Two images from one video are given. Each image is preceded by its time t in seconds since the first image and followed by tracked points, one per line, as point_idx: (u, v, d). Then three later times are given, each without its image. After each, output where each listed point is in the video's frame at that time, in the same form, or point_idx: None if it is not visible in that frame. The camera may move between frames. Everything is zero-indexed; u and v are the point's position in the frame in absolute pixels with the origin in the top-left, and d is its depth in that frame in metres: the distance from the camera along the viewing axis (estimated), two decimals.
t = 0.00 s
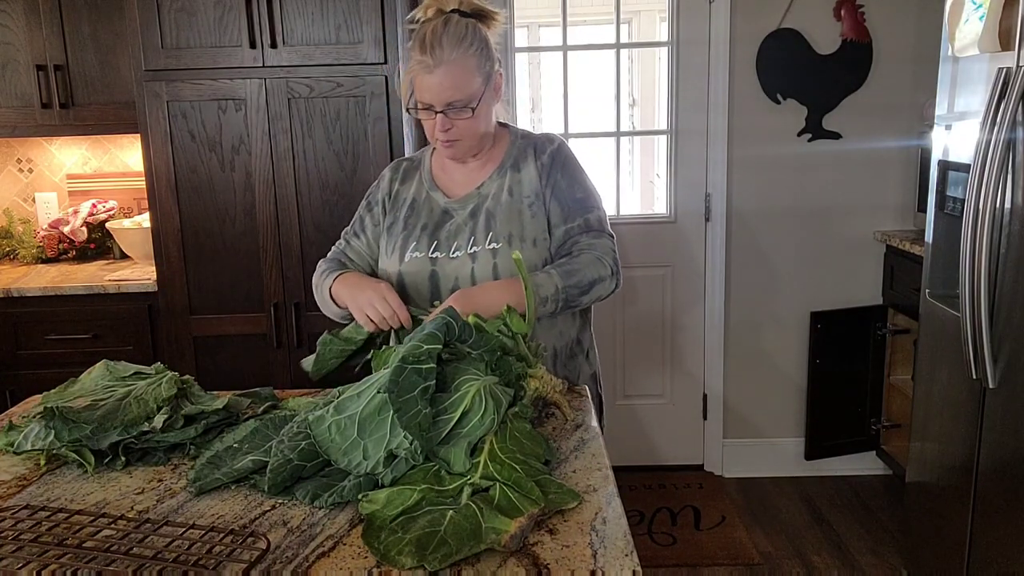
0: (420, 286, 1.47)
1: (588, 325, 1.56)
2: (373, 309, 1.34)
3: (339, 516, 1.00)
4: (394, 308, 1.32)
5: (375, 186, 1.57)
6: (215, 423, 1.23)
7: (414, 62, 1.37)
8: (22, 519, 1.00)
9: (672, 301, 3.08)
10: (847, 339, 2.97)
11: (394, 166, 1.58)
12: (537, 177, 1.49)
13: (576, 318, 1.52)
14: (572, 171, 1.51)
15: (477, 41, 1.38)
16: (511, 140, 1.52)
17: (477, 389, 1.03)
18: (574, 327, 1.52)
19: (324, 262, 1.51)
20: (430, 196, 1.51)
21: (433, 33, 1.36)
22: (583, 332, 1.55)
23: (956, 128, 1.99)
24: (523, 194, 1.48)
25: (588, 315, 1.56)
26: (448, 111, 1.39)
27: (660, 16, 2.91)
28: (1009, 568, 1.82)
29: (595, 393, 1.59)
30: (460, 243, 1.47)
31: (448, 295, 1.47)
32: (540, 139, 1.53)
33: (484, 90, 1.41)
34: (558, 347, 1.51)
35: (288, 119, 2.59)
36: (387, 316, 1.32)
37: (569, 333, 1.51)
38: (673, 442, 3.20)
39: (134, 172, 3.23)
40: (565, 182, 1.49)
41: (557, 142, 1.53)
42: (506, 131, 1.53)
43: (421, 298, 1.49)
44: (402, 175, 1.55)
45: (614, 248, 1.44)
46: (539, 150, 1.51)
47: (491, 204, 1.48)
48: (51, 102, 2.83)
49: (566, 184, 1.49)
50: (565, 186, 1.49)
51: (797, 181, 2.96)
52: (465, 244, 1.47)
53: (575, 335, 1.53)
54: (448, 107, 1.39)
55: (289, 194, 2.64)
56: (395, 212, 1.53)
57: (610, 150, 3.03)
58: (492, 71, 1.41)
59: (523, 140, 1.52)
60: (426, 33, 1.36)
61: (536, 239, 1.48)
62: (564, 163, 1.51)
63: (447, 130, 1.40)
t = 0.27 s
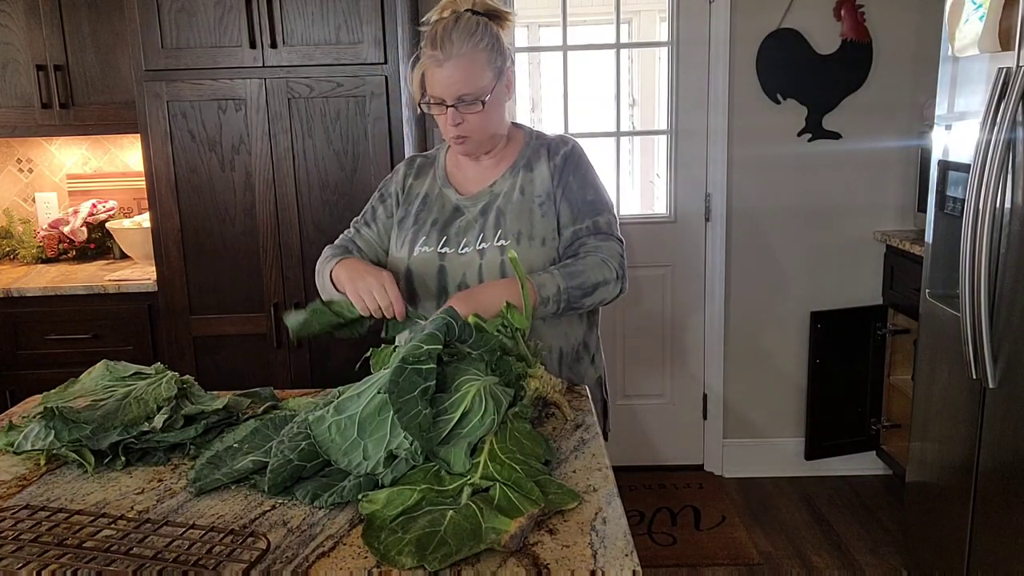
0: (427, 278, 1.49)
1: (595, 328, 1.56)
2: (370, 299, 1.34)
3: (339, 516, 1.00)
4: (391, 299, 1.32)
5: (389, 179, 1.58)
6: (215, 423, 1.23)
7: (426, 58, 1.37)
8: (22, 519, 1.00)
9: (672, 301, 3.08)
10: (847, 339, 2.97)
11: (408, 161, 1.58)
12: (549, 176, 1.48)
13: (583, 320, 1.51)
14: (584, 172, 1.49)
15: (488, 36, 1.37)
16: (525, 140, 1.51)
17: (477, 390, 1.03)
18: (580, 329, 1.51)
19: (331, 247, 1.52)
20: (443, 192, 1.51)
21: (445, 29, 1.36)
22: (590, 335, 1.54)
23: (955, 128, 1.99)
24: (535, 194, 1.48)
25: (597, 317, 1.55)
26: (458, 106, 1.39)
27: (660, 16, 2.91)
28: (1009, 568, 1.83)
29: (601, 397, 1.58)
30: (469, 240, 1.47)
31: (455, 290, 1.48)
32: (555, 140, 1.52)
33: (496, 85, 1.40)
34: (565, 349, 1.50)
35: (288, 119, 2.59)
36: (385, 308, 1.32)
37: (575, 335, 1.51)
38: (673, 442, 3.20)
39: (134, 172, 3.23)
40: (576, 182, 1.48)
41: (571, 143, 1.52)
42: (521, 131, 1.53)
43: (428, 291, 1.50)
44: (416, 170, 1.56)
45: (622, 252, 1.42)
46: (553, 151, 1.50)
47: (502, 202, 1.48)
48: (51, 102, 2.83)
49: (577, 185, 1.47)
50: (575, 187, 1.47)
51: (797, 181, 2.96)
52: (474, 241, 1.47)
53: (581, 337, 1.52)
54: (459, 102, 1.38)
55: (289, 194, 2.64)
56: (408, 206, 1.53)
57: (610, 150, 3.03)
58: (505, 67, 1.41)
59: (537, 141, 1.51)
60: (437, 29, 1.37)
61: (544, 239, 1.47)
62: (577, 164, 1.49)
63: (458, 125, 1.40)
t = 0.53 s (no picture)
0: (433, 274, 1.49)
1: (602, 329, 1.55)
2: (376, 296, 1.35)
3: (339, 516, 1.00)
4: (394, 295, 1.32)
5: (402, 175, 1.59)
6: (215, 423, 1.23)
7: (431, 61, 1.38)
8: (22, 519, 1.00)
9: (672, 301, 3.08)
10: (847, 339, 2.97)
11: (422, 158, 1.59)
12: (559, 177, 1.48)
13: (590, 321, 1.50)
14: (594, 172, 1.47)
15: (492, 36, 1.37)
16: (536, 141, 1.51)
17: (478, 390, 1.03)
18: (587, 330, 1.50)
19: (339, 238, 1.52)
20: (453, 190, 1.51)
21: (450, 31, 1.37)
22: (597, 336, 1.53)
23: (956, 128, 1.99)
24: (543, 195, 1.47)
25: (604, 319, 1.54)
26: (465, 107, 1.38)
27: (660, 16, 2.91)
28: (1008, 568, 1.83)
29: (607, 399, 1.57)
30: (477, 238, 1.48)
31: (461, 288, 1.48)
32: (567, 140, 1.52)
33: (502, 85, 1.39)
34: (570, 350, 1.50)
35: (288, 119, 2.59)
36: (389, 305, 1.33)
37: (581, 336, 1.50)
38: (673, 442, 3.20)
39: (134, 172, 3.22)
40: (585, 183, 1.46)
41: (582, 144, 1.51)
42: (533, 132, 1.53)
43: (434, 286, 1.50)
44: (429, 167, 1.56)
45: (628, 254, 1.41)
46: (563, 151, 1.49)
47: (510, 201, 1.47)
48: (51, 102, 2.83)
49: (585, 186, 1.46)
50: (584, 187, 1.46)
51: (798, 181, 2.96)
52: (482, 239, 1.47)
53: (587, 337, 1.51)
54: (465, 103, 1.38)
55: (289, 194, 2.64)
56: (419, 202, 1.53)
57: (610, 150, 3.03)
58: (511, 67, 1.40)
59: (548, 142, 1.51)
60: (442, 32, 1.37)
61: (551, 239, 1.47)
62: (587, 165, 1.48)
63: (465, 126, 1.40)
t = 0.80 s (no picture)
0: (438, 273, 1.50)
1: (608, 332, 1.54)
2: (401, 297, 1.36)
3: (339, 515, 1.00)
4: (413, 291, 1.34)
5: (410, 174, 1.59)
6: (215, 423, 1.23)
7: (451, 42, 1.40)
8: (22, 519, 1.00)
9: (672, 301, 3.08)
10: (847, 340, 2.97)
11: (430, 157, 1.59)
12: (565, 178, 1.46)
13: (597, 324, 1.50)
14: (600, 175, 1.46)
15: (514, 29, 1.41)
16: (544, 141, 1.50)
17: (477, 390, 1.04)
18: (592, 332, 1.50)
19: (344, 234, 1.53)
20: (459, 190, 1.51)
21: (473, 17, 1.39)
22: (603, 338, 1.52)
23: (956, 128, 1.99)
24: (549, 197, 1.46)
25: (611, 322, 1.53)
26: (481, 89, 1.39)
27: (660, 17, 2.91)
28: (1009, 568, 1.82)
29: (612, 402, 1.56)
30: (482, 240, 1.47)
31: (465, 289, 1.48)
32: (574, 141, 1.50)
33: (518, 72, 1.41)
34: (575, 352, 1.50)
35: (288, 119, 2.59)
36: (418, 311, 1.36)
37: (586, 339, 1.49)
38: (673, 442, 3.20)
39: (134, 172, 3.22)
40: (591, 185, 1.45)
41: (589, 146, 1.49)
42: (541, 132, 1.52)
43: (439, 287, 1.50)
44: (436, 166, 1.56)
45: (632, 258, 1.41)
46: (570, 153, 1.48)
47: (516, 202, 1.47)
48: (51, 102, 2.83)
49: (590, 189, 1.45)
50: (589, 190, 1.45)
51: (799, 181, 2.96)
52: (487, 241, 1.47)
53: (593, 339, 1.50)
54: (482, 86, 1.39)
55: (289, 194, 2.64)
56: (426, 202, 1.54)
57: (610, 150, 3.03)
58: (529, 63, 1.43)
59: (556, 142, 1.50)
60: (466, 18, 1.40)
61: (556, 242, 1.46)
62: (593, 168, 1.47)
63: (479, 109, 1.41)
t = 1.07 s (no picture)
0: (443, 279, 1.49)
1: (610, 334, 1.54)
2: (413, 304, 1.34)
3: (339, 515, 1.00)
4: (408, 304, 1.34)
5: (416, 176, 1.59)
6: (215, 423, 1.23)
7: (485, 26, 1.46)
8: (22, 519, 1.00)
9: (672, 301, 3.08)
10: (847, 340, 2.97)
11: (436, 157, 1.60)
12: (570, 180, 1.47)
13: (599, 327, 1.50)
14: (605, 176, 1.46)
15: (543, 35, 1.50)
16: (551, 142, 1.51)
17: (478, 390, 1.04)
18: (596, 335, 1.50)
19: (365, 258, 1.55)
20: (465, 191, 1.51)
21: (507, 12, 1.47)
22: (605, 340, 1.52)
23: (956, 128, 1.99)
24: (554, 199, 1.46)
25: (615, 323, 1.53)
26: (511, 72, 1.44)
27: (660, 17, 2.91)
28: (1008, 569, 1.83)
29: (613, 404, 1.56)
30: (486, 243, 1.47)
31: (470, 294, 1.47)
32: (580, 143, 1.50)
33: (544, 68, 1.48)
34: (577, 355, 1.49)
35: (288, 119, 2.59)
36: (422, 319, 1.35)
37: (589, 341, 1.49)
38: (673, 442, 3.20)
39: (134, 172, 3.22)
40: (596, 187, 1.45)
41: (595, 147, 1.49)
42: (548, 133, 1.53)
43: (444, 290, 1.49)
44: (442, 167, 1.57)
45: (633, 259, 1.41)
46: (576, 154, 1.48)
47: (520, 203, 1.46)
48: (51, 102, 2.83)
49: (594, 191, 1.45)
50: (594, 192, 1.45)
51: (799, 182, 2.96)
52: (491, 244, 1.46)
53: (596, 341, 1.50)
54: (512, 68, 1.44)
55: (289, 194, 2.64)
56: (431, 203, 1.54)
57: (610, 150, 3.03)
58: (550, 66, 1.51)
59: (562, 143, 1.50)
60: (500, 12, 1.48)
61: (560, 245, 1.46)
62: (598, 169, 1.46)
63: (507, 90, 1.44)
